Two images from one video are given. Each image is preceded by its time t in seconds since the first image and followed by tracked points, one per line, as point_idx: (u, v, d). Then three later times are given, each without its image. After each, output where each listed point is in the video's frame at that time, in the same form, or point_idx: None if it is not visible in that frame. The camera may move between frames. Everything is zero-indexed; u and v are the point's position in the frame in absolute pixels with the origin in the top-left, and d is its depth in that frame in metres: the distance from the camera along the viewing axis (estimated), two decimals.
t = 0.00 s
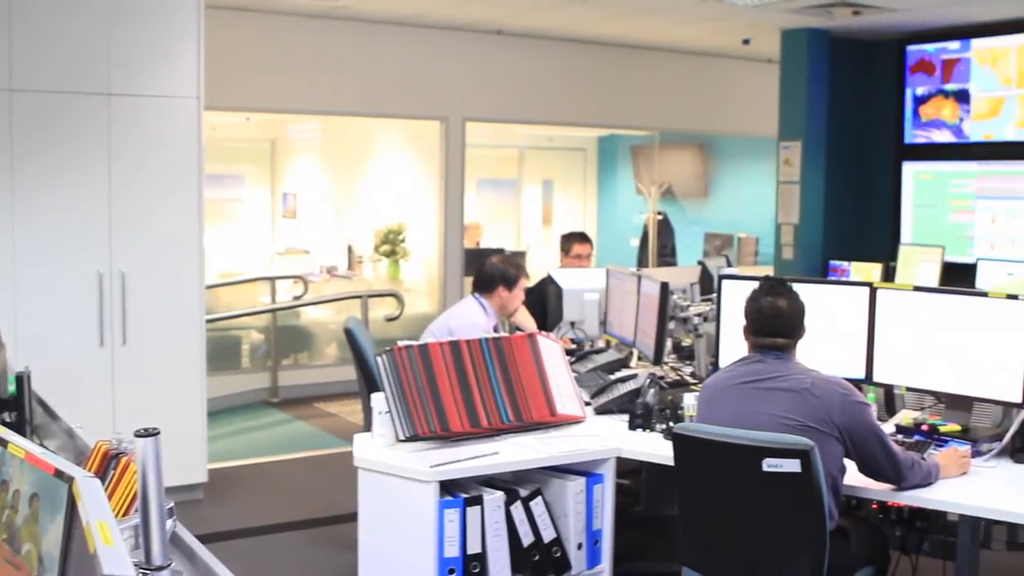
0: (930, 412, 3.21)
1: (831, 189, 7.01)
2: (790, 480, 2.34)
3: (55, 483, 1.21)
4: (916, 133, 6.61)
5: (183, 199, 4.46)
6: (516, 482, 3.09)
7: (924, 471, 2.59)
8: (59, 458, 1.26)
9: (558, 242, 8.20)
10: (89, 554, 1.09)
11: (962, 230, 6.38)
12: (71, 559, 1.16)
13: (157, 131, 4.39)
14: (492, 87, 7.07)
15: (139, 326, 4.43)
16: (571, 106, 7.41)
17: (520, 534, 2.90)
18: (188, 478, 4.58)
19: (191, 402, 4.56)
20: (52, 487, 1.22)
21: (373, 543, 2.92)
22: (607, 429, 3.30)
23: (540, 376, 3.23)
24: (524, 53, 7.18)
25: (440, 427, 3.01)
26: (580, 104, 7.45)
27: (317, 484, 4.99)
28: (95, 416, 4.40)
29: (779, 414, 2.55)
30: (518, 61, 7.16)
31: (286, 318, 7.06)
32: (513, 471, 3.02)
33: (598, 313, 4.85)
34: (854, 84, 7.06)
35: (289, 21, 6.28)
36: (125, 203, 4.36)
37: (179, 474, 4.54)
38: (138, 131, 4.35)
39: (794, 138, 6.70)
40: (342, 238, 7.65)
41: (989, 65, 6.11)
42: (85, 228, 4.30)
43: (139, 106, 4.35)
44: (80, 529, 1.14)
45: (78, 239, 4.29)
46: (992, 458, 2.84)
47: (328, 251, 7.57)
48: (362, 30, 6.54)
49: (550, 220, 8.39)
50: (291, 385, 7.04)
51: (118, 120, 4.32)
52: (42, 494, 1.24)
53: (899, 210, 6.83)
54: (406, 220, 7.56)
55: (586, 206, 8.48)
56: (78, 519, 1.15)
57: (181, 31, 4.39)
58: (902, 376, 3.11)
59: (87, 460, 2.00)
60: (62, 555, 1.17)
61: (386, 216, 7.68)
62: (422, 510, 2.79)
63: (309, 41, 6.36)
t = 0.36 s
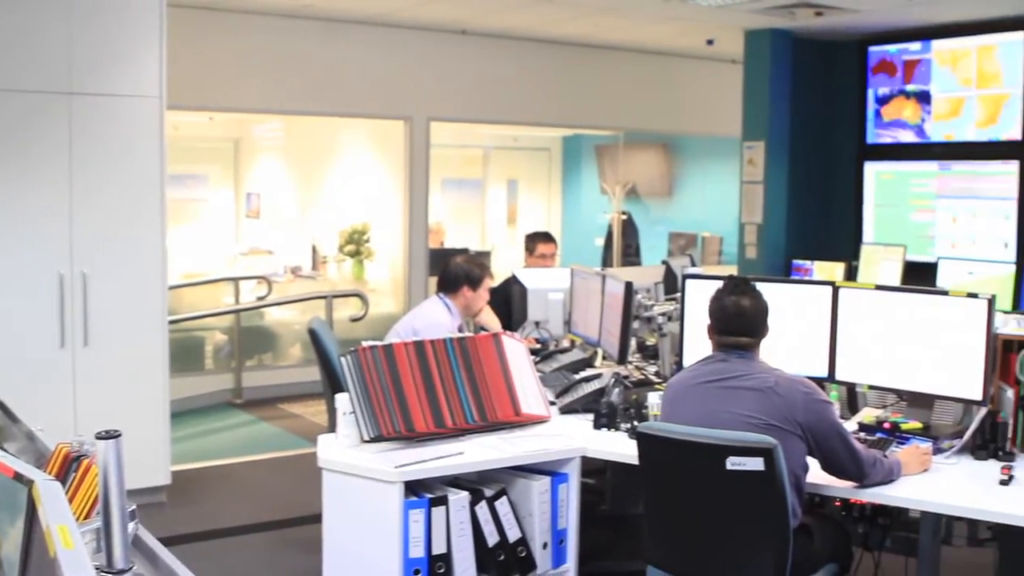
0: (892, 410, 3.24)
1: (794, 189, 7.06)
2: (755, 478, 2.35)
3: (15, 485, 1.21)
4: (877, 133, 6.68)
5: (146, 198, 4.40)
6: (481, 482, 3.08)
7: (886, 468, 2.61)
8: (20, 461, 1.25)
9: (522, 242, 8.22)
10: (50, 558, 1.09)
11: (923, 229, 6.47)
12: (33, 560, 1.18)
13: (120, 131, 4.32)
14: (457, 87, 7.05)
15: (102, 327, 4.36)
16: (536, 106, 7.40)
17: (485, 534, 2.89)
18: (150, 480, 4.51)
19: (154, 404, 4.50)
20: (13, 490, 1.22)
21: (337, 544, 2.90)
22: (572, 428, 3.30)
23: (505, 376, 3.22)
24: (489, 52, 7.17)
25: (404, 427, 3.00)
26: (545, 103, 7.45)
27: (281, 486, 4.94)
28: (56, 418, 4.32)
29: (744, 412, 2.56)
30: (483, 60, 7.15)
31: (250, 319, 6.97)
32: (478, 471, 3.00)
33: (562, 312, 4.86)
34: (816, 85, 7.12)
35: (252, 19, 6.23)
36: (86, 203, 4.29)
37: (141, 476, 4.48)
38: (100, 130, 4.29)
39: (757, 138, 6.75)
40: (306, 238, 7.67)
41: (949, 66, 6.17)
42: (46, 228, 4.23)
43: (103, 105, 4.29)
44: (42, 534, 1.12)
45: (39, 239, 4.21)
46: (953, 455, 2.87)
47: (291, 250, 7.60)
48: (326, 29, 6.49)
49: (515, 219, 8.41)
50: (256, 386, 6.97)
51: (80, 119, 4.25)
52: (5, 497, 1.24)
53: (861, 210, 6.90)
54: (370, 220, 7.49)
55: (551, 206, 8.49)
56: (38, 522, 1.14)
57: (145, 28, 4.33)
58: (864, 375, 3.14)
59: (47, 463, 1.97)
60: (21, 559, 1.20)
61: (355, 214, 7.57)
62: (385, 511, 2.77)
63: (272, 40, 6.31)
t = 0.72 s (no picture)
0: (847, 408, 3.28)
1: (749, 189, 7.13)
2: (711, 476, 2.36)
3: None
4: (834, 134, 6.79)
5: (99, 199, 4.31)
6: (439, 482, 3.05)
7: (841, 465, 2.64)
8: None
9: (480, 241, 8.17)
10: None
11: (877, 228, 6.55)
12: None
13: (72, 130, 4.24)
14: (414, 86, 7.03)
15: (53, 330, 4.28)
16: (494, 105, 7.40)
17: (443, 535, 2.86)
18: (104, 483, 4.43)
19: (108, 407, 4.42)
20: None
21: (294, 546, 2.86)
22: (530, 428, 3.29)
23: (463, 376, 3.20)
24: (446, 52, 7.15)
25: (361, 428, 2.98)
26: (502, 103, 7.44)
27: (238, 487, 4.89)
28: (6, 422, 4.23)
29: (700, 411, 2.57)
30: (440, 59, 7.12)
31: (206, 319, 6.84)
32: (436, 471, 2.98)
33: (520, 312, 4.83)
34: (771, 86, 7.19)
35: (206, 18, 6.16)
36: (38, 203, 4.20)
37: (94, 480, 4.39)
38: (51, 130, 4.20)
39: (714, 138, 6.79)
40: (262, 239, 7.46)
41: (903, 67, 6.25)
42: None
43: (54, 104, 4.20)
44: None
45: None
46: (907, 452, 2.90)
47: (248, 251, 7.38)
48: (282, 28, 6.44)
49: (472, 219, 8.32)
50: (212, 387, 6.89)
51: (30, 118, 4.17)
52: None
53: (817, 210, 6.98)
54: (328, 220, 7.43)
55: (508, 205, 8.43)
56: None
57: (97, 26, 4.25)
58: (819, 373, 3.17)
59: None
60: None
61: (310, 215, 7.50)
62: (343, 513, 2.74)
63: (227, 39, 6.25)
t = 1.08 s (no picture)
0: (805, 405, 3.30)
1: (708, 189, 7.19)
2: (669, 474, 2.37)
3: None
4: (791, 134, 6.84)
5: (54, 199, 4.23)
6: (399, 483, 3.03)
7: (799, 462, 2.66)
8: None
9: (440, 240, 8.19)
10: None
11: (834, 227, 6.64)
12: None
13: (25, 129, 4.15)
14: (373, 86, 6.99)
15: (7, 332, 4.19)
16: (453, 105, 7.38)
17: (404, 535, 2.84)
18: (59, 487, 4.34)
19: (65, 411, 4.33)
20: None
21: (254, 549, 2.83)
22: (490, 428, 3.28)
23: (422, 376, 3.19)
24: (405, 51, 7.12)
25: (320, 429, 2.96)
26: (462, 102, 7.43)
27: (196, 489, 4.83)
28: None
29: (657, 409, 2.58)
30: (399, 59, 7.09)
31: (164, 320, 6.81)
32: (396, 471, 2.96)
33: (479, 312, 4.82)
34: (729, 87, 7.24)
35: (161, 16, 6.09)
36: None
37: (49, 483, 4.31)
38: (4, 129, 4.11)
39: (673, 137, 6.83)
40: (220, 239, 7.34)
41: (860, 67, 6.35)
42: None
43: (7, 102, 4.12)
44: None
45: None
46: (864, 449, 2.95)
47: (205, 250, 7.25)
48: (239, 26, 6.38)
49: (433, 219, 8.35)
50: (170, 388, 6.81)
51: None
52: None
53: (775, 210, 7.04)
54: (287, 220, 7.39)
55: (467, 205, 8.54)
56: None
57: (50, 23, 4.18)
58: (777, 371, 3.20)
59: None
60: None
61: (270, 214, 7.42)
62: (302, 514, 2.72)
63: (183, 37, 6.18)
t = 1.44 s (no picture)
0: (764, 403, 3.33)
1: (667, 189, 7.23)
2: (630, 472, 2.37)
3: None
4: (750, 134, 6.90)
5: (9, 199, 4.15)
6: (360, 484, 3.00)
7: (759, 460, 2.68)
8: None
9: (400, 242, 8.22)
10: None
11: (793, 227, 6.70)
12: None
13: None
14: (332, 85, 6.94)
15: None
16: (413, 105, 7.35)
17: (365, 536, 2.81)
18: (15, 491, 4.26)
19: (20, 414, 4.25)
20: None
21: (214, 552, 2.79)
22: (451, 428, 3.26)
23: (383, 377, 3.17)
24: (365, 50, 7.08)
25: (280, 430, 2.93)
26: (422, 102, 7.41)
27: (155, 491, 4.76)
28: None
29: (618, 407, 2.58)
30: (358, 58, 7.05)
31: (122, 321, 6.72)
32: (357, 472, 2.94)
33: (440, 312, 4.80)
34: (688, 87, 7.28)
35: (116, 14, 6.01)
36: None
37: (4, 487, 4.23)
38: None
39: (632, 137, 6.86)
40: (179, 239, 7.29)
41: (817, 68, 6.43)
42: None
43: None
44: None
45: None
46: (823, 446, 2.98)
47: (163, 251, 7.20)
48: (196, 25, 6.32)
49: (393, 219, 8.39)
50: (128, 390, 6.73)
51: None
52: None
53: (734, 207, 7.11)
54: (247, 219, 7.31)
55: (427, 205, 8.57)
56: None
57: (5, 21, 4.10)
58: (737, 369, 3.22)
59: None
60: None
61: (226, 215, 7.37)
62: (262, 516, 2.69)
63: (139, 36, 6.11)
